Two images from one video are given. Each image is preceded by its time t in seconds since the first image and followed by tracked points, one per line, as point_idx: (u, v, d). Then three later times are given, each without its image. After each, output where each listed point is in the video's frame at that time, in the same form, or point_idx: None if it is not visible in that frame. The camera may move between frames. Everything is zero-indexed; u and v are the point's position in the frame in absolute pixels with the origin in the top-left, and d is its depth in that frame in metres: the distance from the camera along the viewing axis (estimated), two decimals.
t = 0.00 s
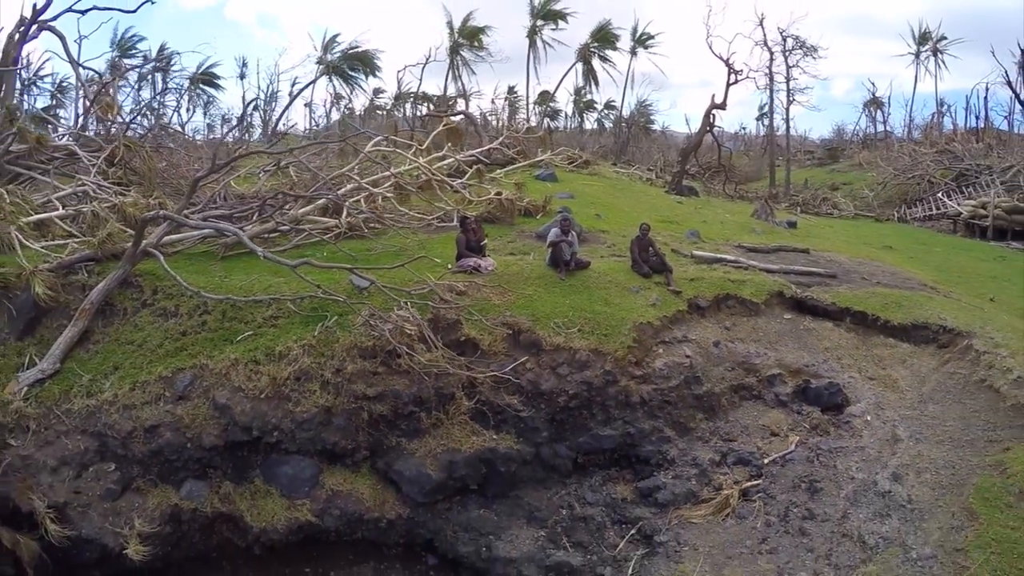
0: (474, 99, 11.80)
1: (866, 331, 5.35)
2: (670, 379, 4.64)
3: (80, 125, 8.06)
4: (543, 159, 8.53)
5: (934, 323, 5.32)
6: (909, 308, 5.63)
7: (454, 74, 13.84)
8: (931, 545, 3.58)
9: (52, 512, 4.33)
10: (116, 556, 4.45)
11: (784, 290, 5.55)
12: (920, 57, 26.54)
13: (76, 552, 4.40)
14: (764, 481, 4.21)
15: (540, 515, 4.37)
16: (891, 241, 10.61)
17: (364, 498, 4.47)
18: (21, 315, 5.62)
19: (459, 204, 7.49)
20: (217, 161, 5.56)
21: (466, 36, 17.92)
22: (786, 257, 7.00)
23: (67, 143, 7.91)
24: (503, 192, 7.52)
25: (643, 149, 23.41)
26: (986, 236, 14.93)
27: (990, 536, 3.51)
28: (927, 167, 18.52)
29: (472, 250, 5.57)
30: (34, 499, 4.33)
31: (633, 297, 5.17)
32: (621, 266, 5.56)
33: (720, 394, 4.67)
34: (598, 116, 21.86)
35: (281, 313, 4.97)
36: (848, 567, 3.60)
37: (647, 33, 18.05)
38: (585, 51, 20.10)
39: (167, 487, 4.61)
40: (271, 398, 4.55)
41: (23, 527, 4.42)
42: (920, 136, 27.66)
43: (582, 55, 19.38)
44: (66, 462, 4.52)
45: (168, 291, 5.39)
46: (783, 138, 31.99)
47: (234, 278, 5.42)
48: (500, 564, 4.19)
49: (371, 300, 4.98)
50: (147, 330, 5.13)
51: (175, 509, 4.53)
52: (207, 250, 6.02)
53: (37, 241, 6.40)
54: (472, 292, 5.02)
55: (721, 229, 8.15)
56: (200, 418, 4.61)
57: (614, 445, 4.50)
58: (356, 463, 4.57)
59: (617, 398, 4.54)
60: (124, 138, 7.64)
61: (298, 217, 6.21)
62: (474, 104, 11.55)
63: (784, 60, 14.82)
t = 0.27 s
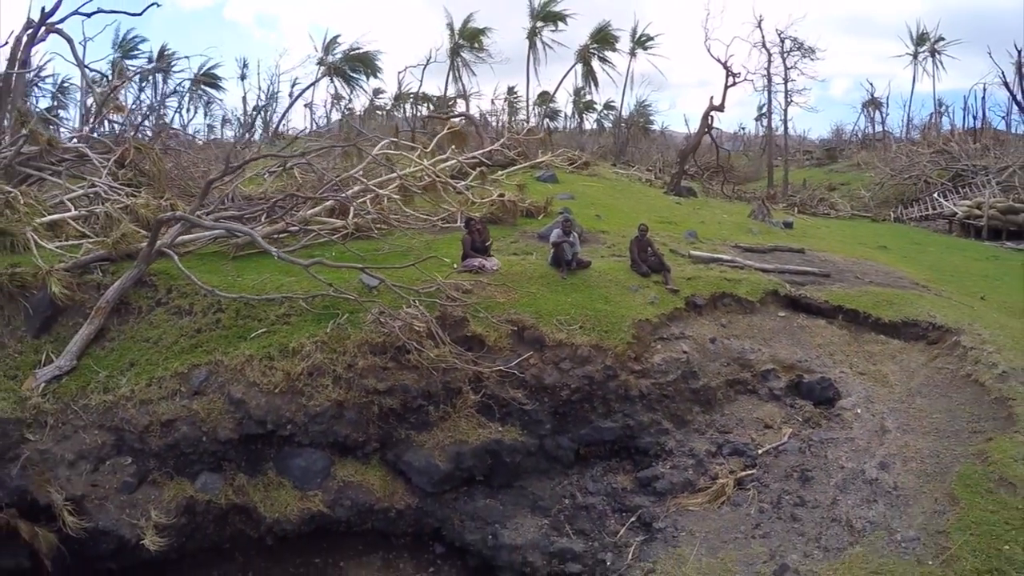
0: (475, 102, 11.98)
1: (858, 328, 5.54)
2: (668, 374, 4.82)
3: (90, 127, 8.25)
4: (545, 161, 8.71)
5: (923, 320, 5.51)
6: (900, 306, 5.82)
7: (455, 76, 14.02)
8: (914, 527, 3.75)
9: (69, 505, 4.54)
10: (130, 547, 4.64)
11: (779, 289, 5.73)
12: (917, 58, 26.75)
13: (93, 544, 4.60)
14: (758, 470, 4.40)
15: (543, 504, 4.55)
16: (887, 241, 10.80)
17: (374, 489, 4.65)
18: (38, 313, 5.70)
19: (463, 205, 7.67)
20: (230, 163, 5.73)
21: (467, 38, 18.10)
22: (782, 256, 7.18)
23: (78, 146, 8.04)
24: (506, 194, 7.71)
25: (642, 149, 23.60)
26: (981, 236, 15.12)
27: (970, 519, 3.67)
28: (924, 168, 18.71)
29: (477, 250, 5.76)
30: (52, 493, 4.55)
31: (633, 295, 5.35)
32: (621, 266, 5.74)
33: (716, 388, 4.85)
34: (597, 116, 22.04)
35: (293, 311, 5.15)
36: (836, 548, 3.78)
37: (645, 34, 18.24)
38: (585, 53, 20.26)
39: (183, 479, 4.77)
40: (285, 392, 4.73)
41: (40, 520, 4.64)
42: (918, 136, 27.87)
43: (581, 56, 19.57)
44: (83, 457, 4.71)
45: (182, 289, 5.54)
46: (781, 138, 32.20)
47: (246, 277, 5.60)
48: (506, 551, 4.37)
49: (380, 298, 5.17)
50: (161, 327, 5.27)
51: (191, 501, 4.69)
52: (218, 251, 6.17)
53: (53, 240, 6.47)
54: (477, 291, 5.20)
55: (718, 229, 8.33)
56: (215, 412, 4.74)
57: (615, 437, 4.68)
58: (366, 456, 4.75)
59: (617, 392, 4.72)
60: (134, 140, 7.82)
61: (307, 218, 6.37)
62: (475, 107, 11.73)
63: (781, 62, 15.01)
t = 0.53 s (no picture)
0: (476, 104, 12.18)
1: (848, 326, 5.74)
2: (664, 368, 5.02)
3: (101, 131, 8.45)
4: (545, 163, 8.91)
5: (911, 318, 5.71)
6: (889, 304, 6.01)
7: (456, 78, 14.23)
8: (896, 511, 3.95)
9: (86, 497, 4.67)
10: (147, 537, 4.79)
11: (771, 288, 5.93)
12: (914, 59, 26.96)
13: (111, 534, 4.74)
14: (749, 461, 4.59)
15: (545, 493, 4.75)
16: (880, 241, 11.01)
17: (382, 479, 4.84)
18: (54, 312, 5.81)
19: (465, 206, 7.86)
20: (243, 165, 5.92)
21: (467, 40, 18.30)
22: (776, 256, 7.38)
23: (89, 149, 8.22)
24: (507, 196, 7.91)
25: (641, 150, 23.81)
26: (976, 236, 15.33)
27: (946, 503, 3.88)
28: (920, 168, 18.92)
29: (479, 251, 5.95)
30: (70, 485, 4.68)
31: (630, 293, 5.54)
32: (619, 265, 5.94)
33: (710, 383, 5.05)
34: (596, 117, 22.23)
35: (304, 309, 5.35)
36: (823, 531, 3.98)
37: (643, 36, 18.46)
38: (584, 55, 20.45)
39: (197, 472, 4.93)
40: (298, 386, 4.92)
41: (59, 513, 4.76)
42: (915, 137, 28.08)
43: (580, 57, 19.79)
44: (100, 450, 4.86)
45: (195, 289, 5.71)
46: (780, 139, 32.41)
47: (257, 276, 5.80)
48: (509, 538, 4.56)
49: (388, 297, 5.38)
50: (176, 325, 5.45)
51: (205, 492, 4.86)
52: (228, 251, 6.35)
53: (66, 241, 6.60)
54: (480, 290, 5.40)
55: (715, 230, 8.53)
56: (229, 406, 4.94)
57: (613, 429, 4.87)
58: (375, 448, 4.94)
59: (615, 386, 4.92)
60: (144, 142, 8.00)
61: (315, 219, 6.57)
62: (476, 109, 11.93)
63: (777, 65, 15.22)
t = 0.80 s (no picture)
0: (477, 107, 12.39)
1: (838, 323, 5.96)
2: (660, 363, 5.24)
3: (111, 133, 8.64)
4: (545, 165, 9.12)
5: (899, 315, 5.92)
6: (878, 302, 6.23)
7: (458, 80, 14.43)
8: (878, 494, 4.17)
9: (104, 488, 4.88)
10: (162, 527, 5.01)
11: (764, 286, 6.15)
12: (912, 60, 27.17)
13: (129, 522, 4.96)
14: (741, 450, 4.80)
15: (546, 482, 4.97)
16: (875, 241, 11.21)
17: (390, 470, 5.04)
18: (71, 310, 5.99)
19: (467, 208, 8.08)
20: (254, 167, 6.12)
21: (467, 41, 18.50)
22: (771, 256, 7.59)
23: (101, 151, 8.38)
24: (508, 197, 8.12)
25: (640, 150, 24.02)
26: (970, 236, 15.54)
27: (926, 487, 4.11)
28: (916, 169, 19.13)
29: (483, 251, 6.16)
30: (87, 477, 4.88)
31: (628, 291, 5.76)
32: (617, 265, 6.15)
33: (704, 377, 5.26)
34: (595, 118, 22.43)
35: (315, 306, 5.56)
36: (809, 515, 4.19)
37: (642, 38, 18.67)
38: (583, 55, 20.67)
39: (211, 463, 5.13)
40: (309, 380, 5.12)
41: (76, 504, 5.01)
42: (913, 137, 28.29)
43: (579, 59, 20.00)
44: (117, 443, 5.07)
45: (208, 287, 5.91)
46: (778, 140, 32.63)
47: (268, 275, 6.01)
48: (512, 525, 4.79)
49: (396, 294, 5.59)
50: (190, 322, 5.63)
51: (219, 483, 5.06)
52: (239, 251, 6.54)
53: (82, 241, 6.76)
54: (484, 288, 5.61)
55: (711, 230, 8.74)
56: (243, 400, 5.13)
57: (611, 421, 5.08)
58: (383, 440, 5.15)
59: (613, 379, 5.13)
60: (154, 145, 8.19)
61: (323, 220, 6.77)
62: (477, 111, 12.14)
63: (775, 67, 15.43)
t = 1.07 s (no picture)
0: (478, 109, 12.60)
1: (829, 320, 6.18)
2: (656, 358, 5.45)
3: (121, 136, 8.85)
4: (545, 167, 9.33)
5: (887, 312, 6.13)
6: (868, 300, 6.45)
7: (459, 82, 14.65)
8: (862, 480, 4.38)
9: (121, 481, 5.11)
10: (175, 517, 5.24)
11: (757, 285, 6.37)
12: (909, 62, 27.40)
13: (146, 512, 5.18)
14: (733, 441, 5.01)
15: (547, 472, 5.19)
16: (869, 241, 11.43)
17: (397, 461, 5.26)
18: (87, 308, 6.12)
19: (470, 209, 8.30)
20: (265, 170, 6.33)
21: (467, 43, 18.71)
22: (765, 256, 7.81)
23: (112, 153, 8.51)
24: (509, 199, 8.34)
25: (638, 151, 24.24)
26: (965, 236, 15.76)
27: (905, 473, 4.34)
28: (912, 170, 19.35)
29: (485, 251, 6.37)
30: (105, 470, 5.11)
31: (625, 290, 5.97)
32: (615, 264, 6.37)
33: (698, 371, 5.48)
34: (594, 119, 22.64)
35: (325, 304, 5.78)
36: (795, 501, 4.40)
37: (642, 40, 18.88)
38: (581, 57, 20.90)
39: (224, 456, 5.33)
40: (320, 375, 5.33)
41: (92, 496, 5.26)
42: (910, 138, 28.51)
43: (578, 60, 20.21)
44: (133, 437, 5.27)
45: (221, 286, 6.10)
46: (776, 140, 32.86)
47: (278, 275, 6.22)
48: (514, 513, 5.01)
49: (402, 293, 5.82)
50: (203, 320, 5.82)
51: (232, 475, 5.26)
52: (248, 251, 6.75)
53: (95, 241, 6.90)
54: (487, 287, 5.82)
55: (707, 231, 8.96)
56: (256, 394, 5.33)
57: (609, 414, 5.30)
58: (390, 432, 5.36)
59: (611, 374, 5.35)
60: (164, 147, 8.38)
61: (331, 221, 6.99)
62: (478, 114, 12.35)
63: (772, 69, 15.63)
